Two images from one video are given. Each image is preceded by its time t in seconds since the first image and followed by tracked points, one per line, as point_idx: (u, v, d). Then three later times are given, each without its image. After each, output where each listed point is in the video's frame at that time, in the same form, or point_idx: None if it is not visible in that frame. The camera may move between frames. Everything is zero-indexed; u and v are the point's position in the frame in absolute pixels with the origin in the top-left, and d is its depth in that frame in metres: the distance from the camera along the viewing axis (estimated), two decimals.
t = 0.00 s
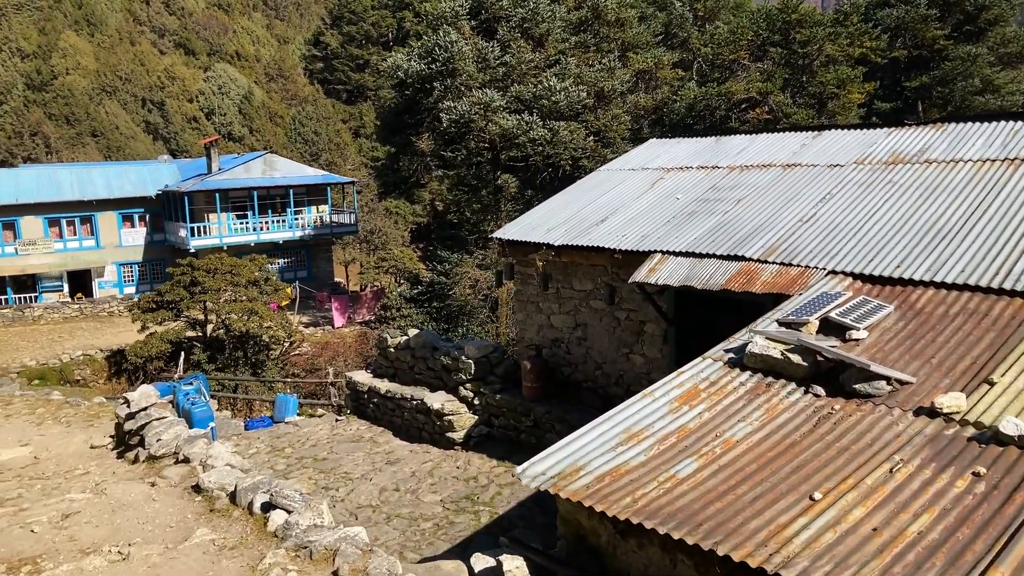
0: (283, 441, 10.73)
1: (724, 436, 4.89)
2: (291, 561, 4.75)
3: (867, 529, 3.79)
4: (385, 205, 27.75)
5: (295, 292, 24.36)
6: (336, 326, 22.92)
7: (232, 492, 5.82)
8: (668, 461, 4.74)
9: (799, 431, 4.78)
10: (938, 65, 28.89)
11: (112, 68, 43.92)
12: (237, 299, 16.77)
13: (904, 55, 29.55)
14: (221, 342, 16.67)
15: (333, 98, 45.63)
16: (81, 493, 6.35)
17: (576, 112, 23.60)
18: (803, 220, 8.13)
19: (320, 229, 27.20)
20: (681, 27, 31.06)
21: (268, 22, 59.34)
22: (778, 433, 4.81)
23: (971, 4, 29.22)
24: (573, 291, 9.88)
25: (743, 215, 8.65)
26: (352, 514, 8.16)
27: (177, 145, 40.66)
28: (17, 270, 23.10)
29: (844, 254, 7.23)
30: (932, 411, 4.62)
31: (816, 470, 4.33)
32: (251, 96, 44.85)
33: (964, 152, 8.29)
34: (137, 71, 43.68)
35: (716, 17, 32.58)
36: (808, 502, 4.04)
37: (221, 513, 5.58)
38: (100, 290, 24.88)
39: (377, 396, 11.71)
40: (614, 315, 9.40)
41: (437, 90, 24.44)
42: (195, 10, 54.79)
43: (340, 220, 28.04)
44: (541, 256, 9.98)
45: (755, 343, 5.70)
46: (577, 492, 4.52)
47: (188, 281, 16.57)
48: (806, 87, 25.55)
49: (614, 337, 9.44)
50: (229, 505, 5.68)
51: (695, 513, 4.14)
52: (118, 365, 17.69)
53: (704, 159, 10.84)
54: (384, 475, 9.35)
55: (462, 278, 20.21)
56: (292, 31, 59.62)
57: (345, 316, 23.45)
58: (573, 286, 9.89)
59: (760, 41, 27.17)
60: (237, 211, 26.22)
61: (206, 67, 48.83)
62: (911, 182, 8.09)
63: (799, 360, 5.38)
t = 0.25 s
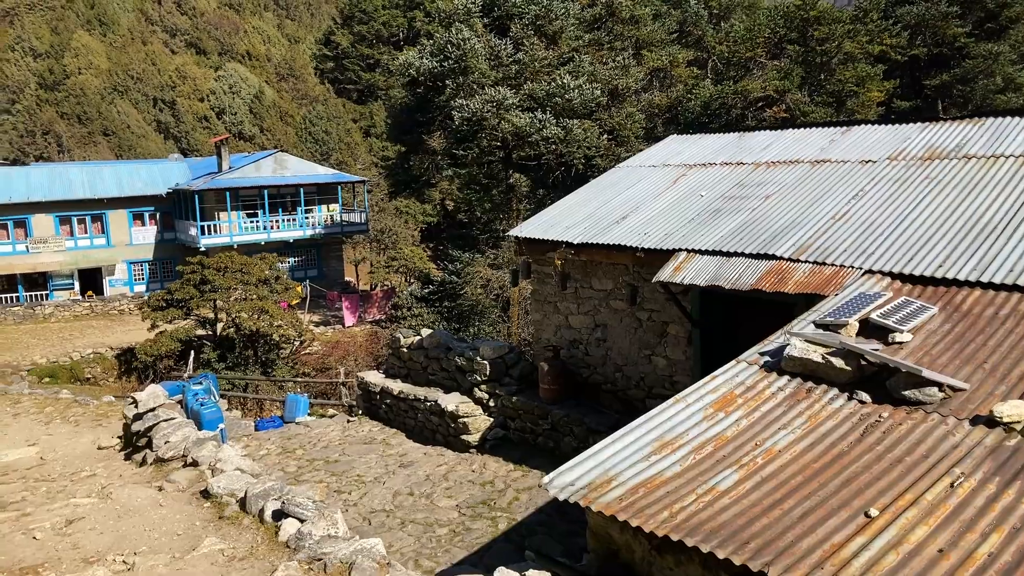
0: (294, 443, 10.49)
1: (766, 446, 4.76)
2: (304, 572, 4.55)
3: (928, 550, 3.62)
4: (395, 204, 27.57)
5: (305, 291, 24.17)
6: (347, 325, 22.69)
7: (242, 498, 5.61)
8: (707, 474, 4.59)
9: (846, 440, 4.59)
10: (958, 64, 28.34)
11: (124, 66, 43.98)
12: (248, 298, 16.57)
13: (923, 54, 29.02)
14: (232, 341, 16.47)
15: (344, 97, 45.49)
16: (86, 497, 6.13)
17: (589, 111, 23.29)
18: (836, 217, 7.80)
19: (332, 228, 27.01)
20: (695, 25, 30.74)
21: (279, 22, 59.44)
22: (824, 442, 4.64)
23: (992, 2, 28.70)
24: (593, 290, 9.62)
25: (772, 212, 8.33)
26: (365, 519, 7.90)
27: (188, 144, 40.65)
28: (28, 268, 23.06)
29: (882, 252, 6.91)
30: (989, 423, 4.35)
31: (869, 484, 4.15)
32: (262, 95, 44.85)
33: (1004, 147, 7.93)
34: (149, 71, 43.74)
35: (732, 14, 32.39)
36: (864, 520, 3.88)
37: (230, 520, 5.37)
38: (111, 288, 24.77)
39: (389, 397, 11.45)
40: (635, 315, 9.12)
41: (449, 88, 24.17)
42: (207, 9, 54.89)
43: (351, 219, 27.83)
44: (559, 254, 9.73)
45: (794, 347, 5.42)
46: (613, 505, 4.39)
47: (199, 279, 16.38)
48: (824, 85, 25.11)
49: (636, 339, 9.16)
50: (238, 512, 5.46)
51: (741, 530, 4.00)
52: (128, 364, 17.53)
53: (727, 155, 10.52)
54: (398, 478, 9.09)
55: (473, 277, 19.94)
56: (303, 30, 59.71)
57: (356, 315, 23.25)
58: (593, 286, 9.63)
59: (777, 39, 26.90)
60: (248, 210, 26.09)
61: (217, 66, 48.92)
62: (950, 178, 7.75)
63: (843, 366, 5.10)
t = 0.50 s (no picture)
0: (338, 446, 10.34)
1: (851, 470, 4.35)
2: None
3: None
4: (436, 205, 27.60)
5: (347, 291, 24.23)
6: (388, 325, 22.64)
7: (286, 509, 5.55)
8: (788, 501, 4.22)
9: (943, 466, 4.16)
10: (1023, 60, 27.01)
11: (173, 68, 44.95)
12: (291, 297, 16.58)
13: (983, 50, 27.76)
14: (275, 339, 16.50)
15: (385, 98, 45.73)
16: (132, 502, 6.05)
17: (634, 110, 22.82)
18: (910, 221, 7.27)
19: (373, 228, 27.03)
20: (743, 22, 29.99)
21: (323, 23, 60.18)
22: (916, 467, 4.22)
23: None
24: (645, 295, 9.25)
25: (838, 215, 7.83)
26: (410, 528, 7.66)
27: (233, 144, 41.31)
28: (79, 265, 23.65)
29: (966, 259, 6.37)
30: None
31: (975, 518, 3.72)
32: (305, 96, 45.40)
33: None
34: (196, 72, 44.59)
35: (780, 11, 31.52)
36: (974, 559, 3.46)
37: (275, 531, 5.30)
38: (158, 286, 25.21)
39: (433, 400, 11.23)
40: (691, 321, 8.71)
41: (492, 87, 23.98)
42: (252, 11, 55.87)
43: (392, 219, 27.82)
44: (611, 256, 9.39)
45: (876, 360, 4.98)
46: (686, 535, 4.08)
47: (243, 278, 16.44)
48: (878, 83, 24.20)
49: (691, 346, 8.74)
50: (283, 524, 5.39)
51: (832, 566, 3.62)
52: (174, 361, 17.73)
53: (786, 155, 10.02)
54: (443, 486, 8.84)
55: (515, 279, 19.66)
56: (346, 32, 60.36)
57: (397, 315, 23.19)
58: (645, 290, 9.25)
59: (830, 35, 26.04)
60: (291, 209, 26.29)
61: (262, 67, 49.71)
62: None
63: (935, 383, 4.65)
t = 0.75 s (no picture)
0: (380, 447, 10.16)
1: (950, 489, 3.89)
2: None
3: None
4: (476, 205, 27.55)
5: (387, 290, 24.23)
6: (428, 325, 22.55)
7: (334, 516, 5.50)
8: (880, 521, 3.82)
9: None
10: None
11: (218, 69, 45.76)
12: (333, 296, 16.55)
13: None
14: (316, 337, 16.48)
15: (425, 98, 45.86)
16: (177, 504, 5.97)
17: (679, 108, 22.28)
18: (994, 219, 6.73)
19: (414, 228, 27.00)
20: (791, 18, 29.18)
21: (364, 24, 60.77)
22: None
23: None
24: (700, 297, 8.85)
25: (912, 212, 7.32)
26: (457, 535, 7.39)
27: (275, 144, 41.89)
28: (127, 262, 24.21)
29: None
30: None
31: None
32: (347, 97, 45.84)
33: None
34: (240, 73, 45.31)
35: (831, 7, 30.62)
36: None
37: (321, 536, 5.27)
38: (202, 284, 25.57)
39: (478, 403, 11.00)
40: (750, 324, 8.24)
41: (535, 85, 23.72)
42: (295, 13, 56.67)
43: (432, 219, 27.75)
44: (665, 256, 9.02)
45: (967, 370, 4.51)
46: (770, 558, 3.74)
47: (285, 276, 16.46)
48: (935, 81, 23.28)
49: (749, 350, 8.28)
50: (330, 530, 5.33)
51: None
52: (217, 358, 17.86)
53: (849, 151, 9.49)
54: (489, 491, 8.57)
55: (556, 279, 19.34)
56: (386, 33, 60.86)
57: (437, 315, 23.09)
58: (701, 291, 8.84)
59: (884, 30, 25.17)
60: (333, 208, 26.40)
61: (304, 68, 50.37)
62: None
63: None
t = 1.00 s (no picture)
0: (427, 449, 10.03)
1: None
2: None
3: None
4: (520, 205, 27.60)
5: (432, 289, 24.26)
6: (472, 325, 22.50)
7: (385, 521, 5.39)
8: (983, 550, 3.43)
9: None
10: None
11: (267, 70, 46.63)
12: (379, 295, 16.56)
13: None
14: (362, 336, 16.51)
15: (470, 99, 45.91)
16: (225, 505, 5.90)
17: (730, 106, 21.66)
18: None
19: (458, 228, 26.94)
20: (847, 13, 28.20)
21: (409, 25, 61.30)
22: None
23: None
24: (760, 300, 8.43)
25: (994, 211, 6.79)
26: (506, 541, 7.18)
27: (322, 145, 42.54)
28: (177, 260, 24.70)
29: None
30: None
31: None
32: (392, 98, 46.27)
33: None
34: (288, 74, 46.07)
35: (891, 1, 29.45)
36: None
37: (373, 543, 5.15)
38: (250, 282, 26.02)
39: (526, 405, 10.79)
40: (814, 328, 7.78)
41: (582, 85, 23.42)
42: (342, 14, 57.48)
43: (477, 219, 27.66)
44: (723, 256, 8.62)
45: None
46: None
47: (332, 275, 16.54)
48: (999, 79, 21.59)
49: (812, 355, 7.83)
50: (382, 538, 5.20)
51: None
52: (264, 356, 18.08)
53: (921, 147, 8.94)
54: (539, 497, 8.33)
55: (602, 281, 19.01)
56: (432, 33, 61.27)
57: (481, 314, 23.00)
58: (761, 294, 8.42)
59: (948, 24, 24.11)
60: (378, 208, 26.53)
61: (351, 69, 51.03)
62: None
63: None
